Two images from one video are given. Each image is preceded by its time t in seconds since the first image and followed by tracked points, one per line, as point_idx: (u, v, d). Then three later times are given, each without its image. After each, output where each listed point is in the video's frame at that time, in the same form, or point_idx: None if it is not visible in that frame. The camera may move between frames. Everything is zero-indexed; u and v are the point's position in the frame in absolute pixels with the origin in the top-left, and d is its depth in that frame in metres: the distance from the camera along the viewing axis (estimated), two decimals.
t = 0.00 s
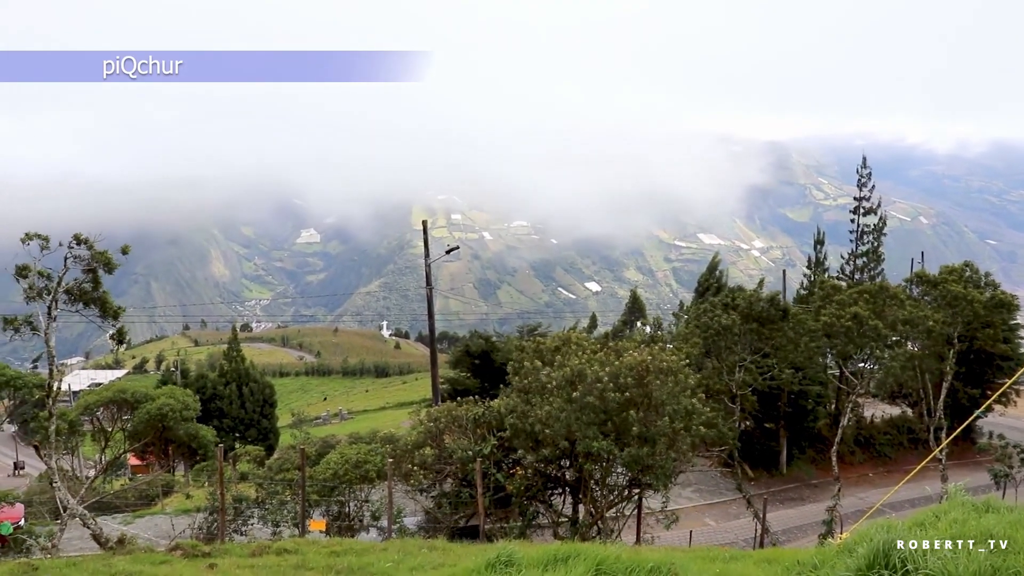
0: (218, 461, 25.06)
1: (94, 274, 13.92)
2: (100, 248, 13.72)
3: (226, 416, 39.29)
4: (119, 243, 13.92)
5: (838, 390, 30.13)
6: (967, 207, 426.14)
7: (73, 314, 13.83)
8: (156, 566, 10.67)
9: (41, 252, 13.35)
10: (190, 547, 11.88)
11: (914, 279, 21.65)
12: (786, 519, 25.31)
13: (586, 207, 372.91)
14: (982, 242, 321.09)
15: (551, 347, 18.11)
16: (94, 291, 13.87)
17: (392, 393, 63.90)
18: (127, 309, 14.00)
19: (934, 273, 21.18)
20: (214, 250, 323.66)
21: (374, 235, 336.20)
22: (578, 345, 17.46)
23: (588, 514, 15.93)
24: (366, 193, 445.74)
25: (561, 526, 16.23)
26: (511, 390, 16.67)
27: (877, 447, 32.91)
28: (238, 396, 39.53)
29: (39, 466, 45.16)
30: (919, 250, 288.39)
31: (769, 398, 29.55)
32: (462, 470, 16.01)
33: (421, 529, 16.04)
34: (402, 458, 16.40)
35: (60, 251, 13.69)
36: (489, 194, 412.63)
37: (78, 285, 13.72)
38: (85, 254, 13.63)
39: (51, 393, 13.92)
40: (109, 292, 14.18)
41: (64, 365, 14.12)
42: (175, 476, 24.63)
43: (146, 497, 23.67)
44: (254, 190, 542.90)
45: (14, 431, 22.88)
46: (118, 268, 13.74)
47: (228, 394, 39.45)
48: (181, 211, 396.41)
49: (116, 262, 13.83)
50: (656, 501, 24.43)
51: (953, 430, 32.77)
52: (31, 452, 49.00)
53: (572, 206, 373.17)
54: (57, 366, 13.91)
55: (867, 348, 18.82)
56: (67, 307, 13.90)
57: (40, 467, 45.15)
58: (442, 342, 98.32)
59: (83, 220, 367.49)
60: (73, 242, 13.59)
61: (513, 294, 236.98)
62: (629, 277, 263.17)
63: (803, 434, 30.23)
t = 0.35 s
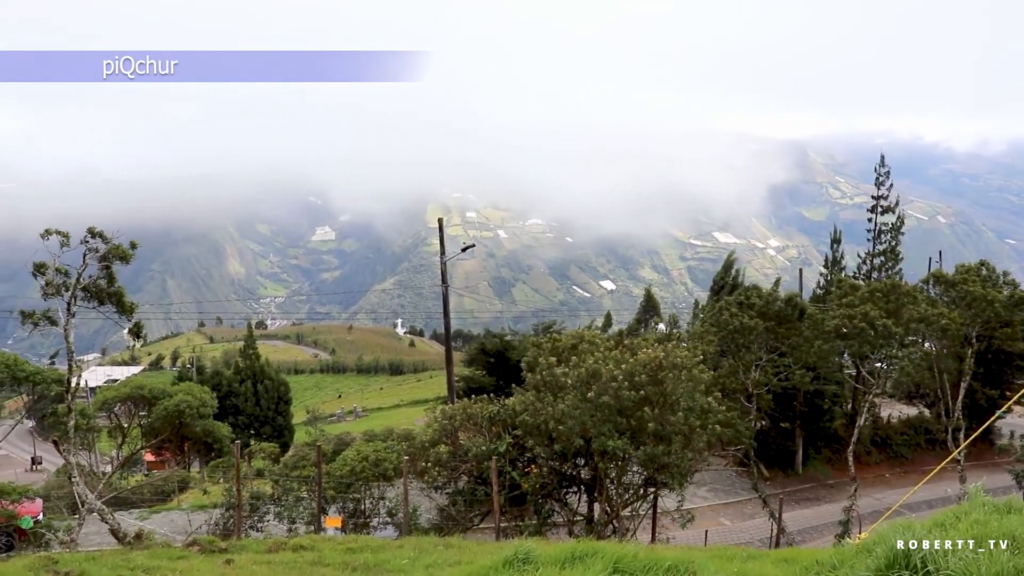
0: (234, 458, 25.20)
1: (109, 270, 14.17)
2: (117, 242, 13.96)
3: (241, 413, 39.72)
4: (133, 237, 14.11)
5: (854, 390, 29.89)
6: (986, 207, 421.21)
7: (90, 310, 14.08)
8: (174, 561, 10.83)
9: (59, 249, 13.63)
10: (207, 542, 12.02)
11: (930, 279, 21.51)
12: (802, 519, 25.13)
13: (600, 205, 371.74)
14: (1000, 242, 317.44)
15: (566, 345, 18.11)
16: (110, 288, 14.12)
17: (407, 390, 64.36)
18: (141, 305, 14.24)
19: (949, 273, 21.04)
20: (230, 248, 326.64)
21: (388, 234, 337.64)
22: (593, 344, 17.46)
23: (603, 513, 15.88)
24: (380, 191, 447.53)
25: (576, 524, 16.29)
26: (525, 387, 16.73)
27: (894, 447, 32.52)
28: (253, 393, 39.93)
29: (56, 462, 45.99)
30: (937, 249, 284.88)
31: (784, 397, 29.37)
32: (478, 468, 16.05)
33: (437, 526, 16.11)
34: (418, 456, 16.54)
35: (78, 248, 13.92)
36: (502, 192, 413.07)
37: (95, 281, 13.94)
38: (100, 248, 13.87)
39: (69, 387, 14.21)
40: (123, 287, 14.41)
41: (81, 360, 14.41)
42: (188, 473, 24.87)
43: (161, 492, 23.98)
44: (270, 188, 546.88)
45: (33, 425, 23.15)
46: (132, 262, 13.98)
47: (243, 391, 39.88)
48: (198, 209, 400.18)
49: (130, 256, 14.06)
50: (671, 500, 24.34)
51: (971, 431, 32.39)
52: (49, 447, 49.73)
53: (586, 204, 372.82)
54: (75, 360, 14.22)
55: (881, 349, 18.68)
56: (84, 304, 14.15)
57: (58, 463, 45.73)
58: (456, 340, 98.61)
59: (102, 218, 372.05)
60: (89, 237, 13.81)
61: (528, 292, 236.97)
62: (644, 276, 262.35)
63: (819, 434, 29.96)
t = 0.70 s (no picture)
0: (244, 456, 25.29)
1: (118, 268, 14.20)
2: (128, 242, 14.04)
3: (251, 412, 39.94)
4: (143, 235, 14.16)
5: (865, 390, 29.71)
6: (999, 207, 416.95)
7: (101, 308, 14.14)
8: (186, 558, 10.91)
9: (70, 246, 13.72)
10: (218, 540, 12.11)
11: (943, 279, 21.31)
12: (812, 520, 24.97)
13: (609, 204, 371.03)
14: (1014, 242, 314.54)
15: (574, 344, 18.18)
16: (120, 285, 14.11)
17: (415, 388, 64.56)
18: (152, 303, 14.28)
19: (962, 273, 20.87)
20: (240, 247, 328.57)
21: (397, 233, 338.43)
22: (603, 343, 17.46)
23: (613, 512, 15.84)
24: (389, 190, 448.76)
25: (586, 523, 16.24)
26: (535, 387, 16.72)
27: (905, 448, 32.25)
28: (263, 392, 40.17)
29: (68, 459, 46.52)
30: (948, 248, 282.43)
31: (795, 397, 29.23)
32: (488, 467, 16.08)
33: (446, 524, 16.16)
34: (427, 454, 16.62)
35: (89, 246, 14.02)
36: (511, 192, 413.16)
37: (104, 279, 13.96)
38: (113, 248, 14.01)
39: (81, 385, 14.25)
40: (134, 285, 14.46)
41: (93, 358, 14.48)
42: (199, 471, 25.01)
43: (171, 490, 24.16)
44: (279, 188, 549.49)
45: (44, 420, 23.33)
46: (143, 261, 14.06)
47: (253, 389, 40.12)
48: (209, 208, 402.61)
49: (142, 256, 14.13)
50: (681, 500, 24.30)
51: (983, 432, 32.08)
52: (60, 444, 50.20)
53: (595, 203, 372.15)
54: (88, 358, 14.29)
55: (892, 348, 18.56)
56: (96, 302, 14.24)
57: (68, 461, 46.12)
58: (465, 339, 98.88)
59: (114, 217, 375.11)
60: (101, 236, 13.93)
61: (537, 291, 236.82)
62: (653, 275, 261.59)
63: (829, 434, 29.78)
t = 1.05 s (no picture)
0: (256, 457, 25.37)
1: (130, 267, 14.36)
2: (141, 241, 14.20)
3: (262, 411, 40.17)
4: (158, 235, 14.37)
5: (877, 392, 29.47)
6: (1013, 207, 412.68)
7: (114, 306, 14.30)
8: (198, 556, 11.02)
9: (84, 246, 13.94)
10: (231, 538, 12.21)
11: (956, 280, 21.11)
12: (823, 521, 24.83)
13: (619, 205, 370.15)
14: None
15: (583, 345, 18.16)
16: (132, 283, 14.27)
17: (425, 388, 64.82)
18: (163, 300, 14.41)
19: (976, 274, 20.65)
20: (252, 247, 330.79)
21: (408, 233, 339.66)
22: (613, 342, 17.46)
23: (624, 513, 15.83)
24: (400, 190, 450.20)
25: (597, 523, 16.22)
26: (545, 387, 16.71)
27: (917, 449, 31.98)
28: (275, 391, 40.40)
29: (81, 457, 47.05)
30: (961, 249, 280.02)
31: (806, 398, 28.99)
32: (499, 467, 16.09)
33: (457, 524, 16.19)
34: (438, 454, 16.69)
35: (102, 246, 14.22)
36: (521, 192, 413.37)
37: (117, 278, 14.13)
38: (124, 248, 14.19)
39: (96, 384, 14.49)
40: (146, 282, 14.63)
41: (106, 356, 14.66)
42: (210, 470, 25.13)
43: (184, 489, 24.33)
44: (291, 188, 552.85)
45: (57, 419, 23.50)
46: (156, 260, 14.24)
47: (264, 389, 40.34)
48: (221, 207, 405.61)
49: (155, 254, 14.30)
50: (692, 500, 24.22)
51: (997, 434, 31.75)
52: (72, 442, 50.72)
53: (605, 203, 371.45)
54: (100, 356, 14.44)
55: (906, 350, 18.37)
56: (110, 301, 14.37)
57: (81, 458, 46.57)
58: (476, 339, 98.98)
59: (128, 217, 378.73)
60: (112, 235, 14.12)
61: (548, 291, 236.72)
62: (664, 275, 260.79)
63: (841, 435, 29.52)
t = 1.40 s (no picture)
0: (265, 456, 25.48)
1: (143, 265, 14.50)
2: (153, 240, 14.35)
3: (272, 410, 40.35)
4: (169, 235, 14.46)
5: (886, 393, 29.36)
6: None
7: (127, 305, 14.35)
8: (209, 555, 11.13)
9: (96, 244, 14.04)
10: (240, 538, 12.27)
11: (968, 280, 21.00)
12: (833, 522, 24.72)
13: (628, 205, 369.37)
14: None
15: (592, 345, 18.15)
16: (143, 282, 14.38)
17: (434, 387, 65.14)
18: (175, 299, 14.53)
19: (988, 274, 20.52)
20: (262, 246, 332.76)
21: (417, 232, 340.58)
22: (621, 343, 17.48)
23: (633, 513, 15.78)
24: (409, 190, 451.56)
25: (606, 523, 16.22)
26: (554, 386, 16.69)
27: (928, 451, 31.72)
28: (284, 390, 40.62)
29: (91, 455, 47.50)
30: (973, 249, 278.16)
31: (816, 398, 28.82)
32: (508, 468, 16.12)
33: (467, 524, 16.19)
34: (448, 454, 16.72)
35: (116, 245, 14.36)
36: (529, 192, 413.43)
37: (128, 276, 14.27)
38: (138, 246, 14.32)
39: (107, 382, 14.62)
40: (159, 282, 14.72)
41: (118, 355, 14.78)
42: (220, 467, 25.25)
43: (192, 488, 24.42)
44: (300, 187, 555.97)
45: (69, 417, 23.72)
46: (168, 259, 14.32)
47: (274, 388, 40.56)
48: (231, 207, 408.13)
49: (167, 253, 14.40)
50: (701, 500, 24.18)
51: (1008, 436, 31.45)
52: (83, 441, 51.19)
53: (614, 203, 371.11)
54: (112, 355, 14.58)
55: (916, 350, 18.31)
56: (122, 300, 14.48)
57: (91, 457, 46.98)
58: (485, 339, 98.99)
59: (139, 217, 381.76)
60: (127, 234, 14.27)
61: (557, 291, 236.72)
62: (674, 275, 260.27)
63: (852, 436, 29.35)
